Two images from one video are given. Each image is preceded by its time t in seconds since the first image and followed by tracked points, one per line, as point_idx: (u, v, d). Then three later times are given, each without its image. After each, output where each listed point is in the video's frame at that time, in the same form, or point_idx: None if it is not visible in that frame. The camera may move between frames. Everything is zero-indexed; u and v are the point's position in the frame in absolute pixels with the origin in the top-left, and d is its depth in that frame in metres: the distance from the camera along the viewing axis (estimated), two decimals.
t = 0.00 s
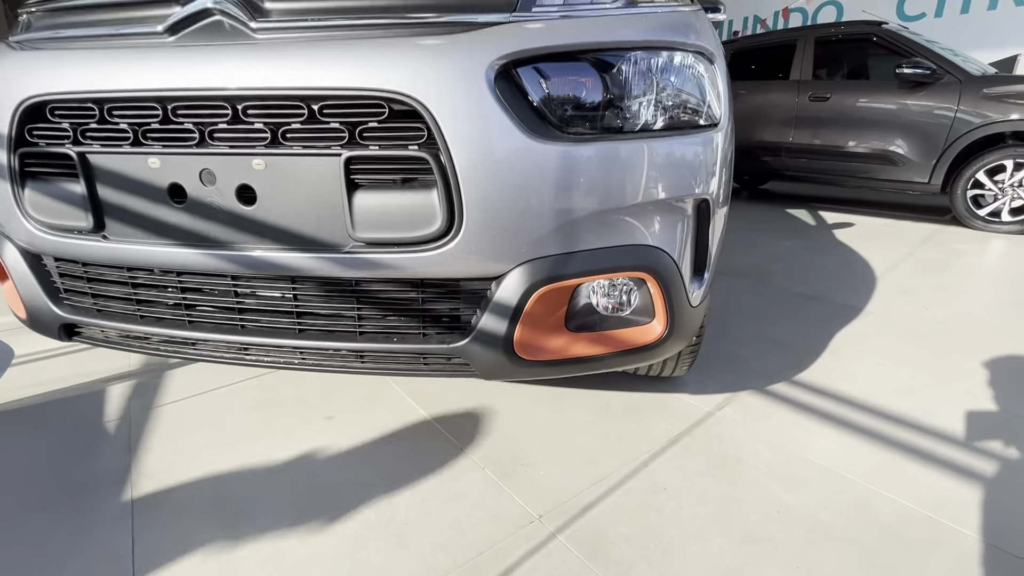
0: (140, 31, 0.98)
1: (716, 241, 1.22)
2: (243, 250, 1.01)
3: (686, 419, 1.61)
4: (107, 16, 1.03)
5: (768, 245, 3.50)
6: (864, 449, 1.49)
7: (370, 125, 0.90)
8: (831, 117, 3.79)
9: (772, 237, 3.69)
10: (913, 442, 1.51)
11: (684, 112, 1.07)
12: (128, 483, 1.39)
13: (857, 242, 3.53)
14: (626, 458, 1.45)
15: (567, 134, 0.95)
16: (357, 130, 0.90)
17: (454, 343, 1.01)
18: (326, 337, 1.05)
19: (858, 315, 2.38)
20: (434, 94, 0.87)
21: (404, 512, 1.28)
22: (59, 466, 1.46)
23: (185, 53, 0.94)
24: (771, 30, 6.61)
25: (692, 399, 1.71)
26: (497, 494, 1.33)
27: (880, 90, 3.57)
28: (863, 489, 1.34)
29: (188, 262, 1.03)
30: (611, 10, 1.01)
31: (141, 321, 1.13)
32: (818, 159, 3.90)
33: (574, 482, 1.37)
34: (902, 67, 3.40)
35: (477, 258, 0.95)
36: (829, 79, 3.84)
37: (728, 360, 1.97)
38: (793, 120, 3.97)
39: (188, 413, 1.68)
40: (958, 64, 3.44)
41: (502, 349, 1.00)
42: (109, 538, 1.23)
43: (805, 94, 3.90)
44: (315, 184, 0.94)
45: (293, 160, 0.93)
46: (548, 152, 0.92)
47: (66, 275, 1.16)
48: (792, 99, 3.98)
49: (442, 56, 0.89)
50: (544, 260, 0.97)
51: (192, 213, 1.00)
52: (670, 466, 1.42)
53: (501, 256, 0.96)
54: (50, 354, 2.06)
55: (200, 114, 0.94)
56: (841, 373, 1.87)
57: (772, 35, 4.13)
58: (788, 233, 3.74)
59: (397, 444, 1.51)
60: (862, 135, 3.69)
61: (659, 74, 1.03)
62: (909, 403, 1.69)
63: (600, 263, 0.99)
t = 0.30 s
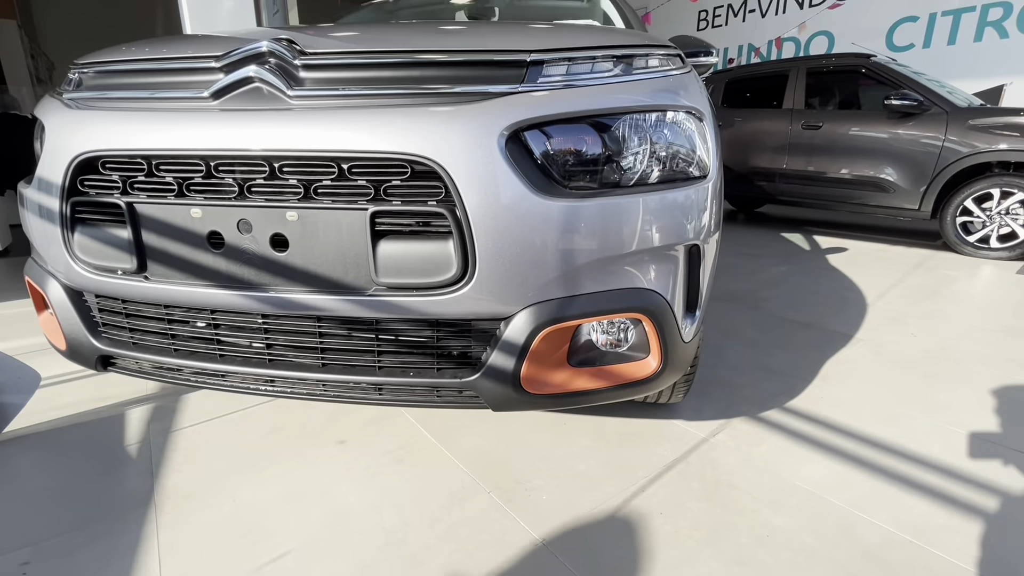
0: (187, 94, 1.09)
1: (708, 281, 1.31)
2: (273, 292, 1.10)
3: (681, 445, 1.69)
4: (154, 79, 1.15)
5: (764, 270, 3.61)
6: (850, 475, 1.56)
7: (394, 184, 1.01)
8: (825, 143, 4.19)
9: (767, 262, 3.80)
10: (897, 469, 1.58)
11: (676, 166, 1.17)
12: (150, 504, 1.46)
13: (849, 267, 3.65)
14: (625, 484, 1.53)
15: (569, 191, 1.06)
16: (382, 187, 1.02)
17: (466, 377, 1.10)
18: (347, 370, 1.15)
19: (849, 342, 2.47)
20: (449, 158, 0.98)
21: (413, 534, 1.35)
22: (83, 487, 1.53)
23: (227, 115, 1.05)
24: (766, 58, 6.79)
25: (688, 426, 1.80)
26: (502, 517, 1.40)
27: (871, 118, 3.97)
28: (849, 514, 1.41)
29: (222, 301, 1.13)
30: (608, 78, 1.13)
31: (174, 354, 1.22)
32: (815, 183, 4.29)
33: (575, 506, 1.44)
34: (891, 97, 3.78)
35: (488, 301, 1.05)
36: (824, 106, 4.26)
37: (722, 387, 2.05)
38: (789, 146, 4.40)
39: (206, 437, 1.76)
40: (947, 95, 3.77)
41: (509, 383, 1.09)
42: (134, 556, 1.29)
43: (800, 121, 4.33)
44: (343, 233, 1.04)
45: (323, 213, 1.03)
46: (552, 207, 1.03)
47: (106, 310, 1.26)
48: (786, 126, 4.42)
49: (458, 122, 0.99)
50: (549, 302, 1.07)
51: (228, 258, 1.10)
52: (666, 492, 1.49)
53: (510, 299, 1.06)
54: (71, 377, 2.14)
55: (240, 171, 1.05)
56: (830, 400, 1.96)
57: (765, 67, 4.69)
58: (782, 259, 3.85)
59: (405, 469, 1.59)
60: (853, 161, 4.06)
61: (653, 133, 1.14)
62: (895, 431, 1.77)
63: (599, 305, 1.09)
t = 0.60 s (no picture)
0: (209, 126, 1.17)
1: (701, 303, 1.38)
2: (288, 312, 1.16)
3: (675, 460, 1.75)
4: (177, 110, 1.22)
5: (758, 286, 3.68)
6: (839, 490, 1.61)
7: (404, 213, 1.08)
8: (818, 161, 4.29)
9: (762, 278, 3.87)
10: (883, 485, 1.64)
11: (669, 196, 1.24)
12: (161, 514, 1.50)
13: (842, 283, 3.73)
14: (620, 498, 1.58)
15: (567, 219, 1.13)
16: (393, 216, 1.09)
17: (469, 395, 1.16)
18: (356, 387, 1.20)
19: (841, 359, 2.53)
20: (456, 189, 1.05)
21: (415, 545, 1.39)
22: (95, 497, 1.57)
23: (247, 146, 1.12)
24: (761, 77, 6.93)
25: (682, 441, 1.85)
26: (502, 529, 1.45)
27: (863, 138, 4.07)
28: (837, 528, 1.45)
29: (238, 320, 1.19)
30: (606, 114, 1.20)
31: (190, 369, 1.28)
32: (808, 200, 4.39)
33: (572, 519, 1.49)
34: (883, 118, 3.88)
35: (491, 323, 1.11)
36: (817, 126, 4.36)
37: (717, 402, 2.11)
38: (783, 164, 4.50)
39: (213, 449, 1.80)
40: (936, 116, 3.88)
41: (510, 401, 1.15)
42: (146, 564, 1.33)
43: (794, 140, 4.43)
44: (355, 258, 1.10)
45: (337, 239, 1.10)
46: (552, 235, 1.10)
47: (125, 327, 1.32)
48: (782, 144, 4.52)
49: (465, 156, 1.06)
50: (548, 324, 1.13)
51: (245, 279, 1.16)
52: (660, 506, 1.54)
53: (512, 321, 1.12)
54: (81, 388, 2.19)
55: (259, 199, 1.12)
56: (821, 417, 2.01)
57: (758, 87, 4.80)
58: (776, 275, 3.93)
59: (408, 482, 1.63)
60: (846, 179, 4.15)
61: (647, 164, 1.21)
62: (883, 447, 1.82)
63: (596, 328, 1.15)
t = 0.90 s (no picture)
0: (224, 140, 1.21)
1: (699, 313, 1.41)
2: (299, 321, 1.20)
3: (673, 468, 1.78)
4: (193, 125, 1.26)
5: (756, 294, 3.73)
6: (834, 498, 1.64)
7: (414, 226, 1.12)
8: (814, 171, 4.35)
9: (760, 287, 3.91)
10: (877, 493, 1.67)
11: (669, 210, 1.28)
12: (169, 518, 1.53)
13: (839, 292, 3.78)
14: (620, 504, 1.61)
15: (570, 233, 1.16)
16: (402, 229, 1.13)
17: (475, 402, 1.19)
18: (364, 394, 1.24)
19: (837, 368, 2.56)
20: (464, 203, 1.09)
21: (420, 549, 1.42)
22: (103, 501, 1.60)
23: (261, 160, 1.16)
24: (759, 87, 7.01)
25: (681, 449, 1.88)
26: (504, 534, 1.47)
27: (859, 149, 4.12)
28: (832, 535, 1.49)
29: (250, 328, 1.22)
30: (607, 130, 1.24)
31: (201, 375, 1.31)
32: (805, 210, 4.44)
33: (573, 525, 1.52)
34: (879, 130, 3.95)
35: (496, 332, 1.15)
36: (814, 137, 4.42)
37: (714, 410, 2.15)
38: (781, 174, 4.56)
39: (219, 454, 1.83)
40: (931, 127, 3.94)
41: (514, 408, 1.18)
42: (155, 567, 1.36)
43: (791, 150, 4.49)
44: (365, 268, 1.14)
45: (348, 250, 1.14)
46: (555, 248, 1.14)
47: (138, 333, 1.35)
48: (779, 154, 4.57)
49: (472, 171, 1.10)
50: (551, 334, 1.17)
51: (257, 288, 1.20)
52: (659, 513, 1.57)
53: (516, 331, 1.15)
54: (88, 393, 2.22)
55: (272, 211, 1.16)
56: (816, 425, 2.05)
57: (755, 98, 4.87)
58: (773, 284, 3.97)
59: (411, 488, 1.66)
60: (842, 189, 4.21)
61: (647, 179, 1.25)
62: (877, 456, 1.86)
63: (597, 337, 1.19)
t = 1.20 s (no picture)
0: (231, 144, 1.22)
1: (699, 316, 1.43)
2: (305, 323, 1.22)
3: (673, 468, 1.80)
4: (200, 129, 1.28)
5: (755, 297, 3.75)
6: (831, 499, 1.66)
7: (420, 230, 1.13)
8: (812, 174, 4.38)
9: (758, 289, 3.94)
10: (874, 493, 1.69)
11: (670, 214, 1.30)
12: (174, 518, 1.54)
13: (837, 295, 3.80)
14: (621, 504, 1.62)
15: (572, 237, 1.18)
16: (408, 233, 1.14)
17: (479, 403, 1.21)
18: (369, 395, 1.25)
19: (834, 370, 2.59)
20: (469, 208, 1.10)
21: (423, 548, 1.44)
22: (108, 501, 1.61)
23: (268, 164, 1.17)
24: (757, 90, 7.04)
25: (681, 450, 1.90)
26: (506, 534, 1.49)
27: (856, 153, 4.16)
28: (829, 535, 1.51)
29: (257, 330, 1.24)
30: (609, 136, 1.26)
31: (208, 377, 1.32)
32: (803, 213, 4.47)
33: (574, 525, 1.54)
34: (876, 133, 3.99)
35: (500, 334, 1.16)
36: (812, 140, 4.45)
37: (713, 412, 2.17)
38: (778, 176, 4.59)
39: (222, 455, 1.84)
40: (927, 131, 3.98)
41: (518, 410, 1.20)
42: (160, 566, 1.37)
43: (789, 153, 4.52)
44: (371, 272, 1.16)
45: (354, 254, 1.16)
46: (558, 252, 1.15)
47: (145, 335, 1.36)
48: (777, 157, 4.60)
49: (477, 176, 1.12)
50: (554, 337, 1.19)
51: (264, 291, 1.21)
52: (659, 513, 1.59)
53: (520, 333, 1.17)
54: (90, 394, 2.23)
55: (280, 215, 1.18)
56: (815, 427, 2.07)
57: (753, 101, 4.90)
58: (771, 286, 4.00)
59: (414, 488, 1.68)
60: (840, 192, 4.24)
61: (649, 184, 1.27)
62: (874, 457, 1.88)
63: (599, 340, 1.21)
